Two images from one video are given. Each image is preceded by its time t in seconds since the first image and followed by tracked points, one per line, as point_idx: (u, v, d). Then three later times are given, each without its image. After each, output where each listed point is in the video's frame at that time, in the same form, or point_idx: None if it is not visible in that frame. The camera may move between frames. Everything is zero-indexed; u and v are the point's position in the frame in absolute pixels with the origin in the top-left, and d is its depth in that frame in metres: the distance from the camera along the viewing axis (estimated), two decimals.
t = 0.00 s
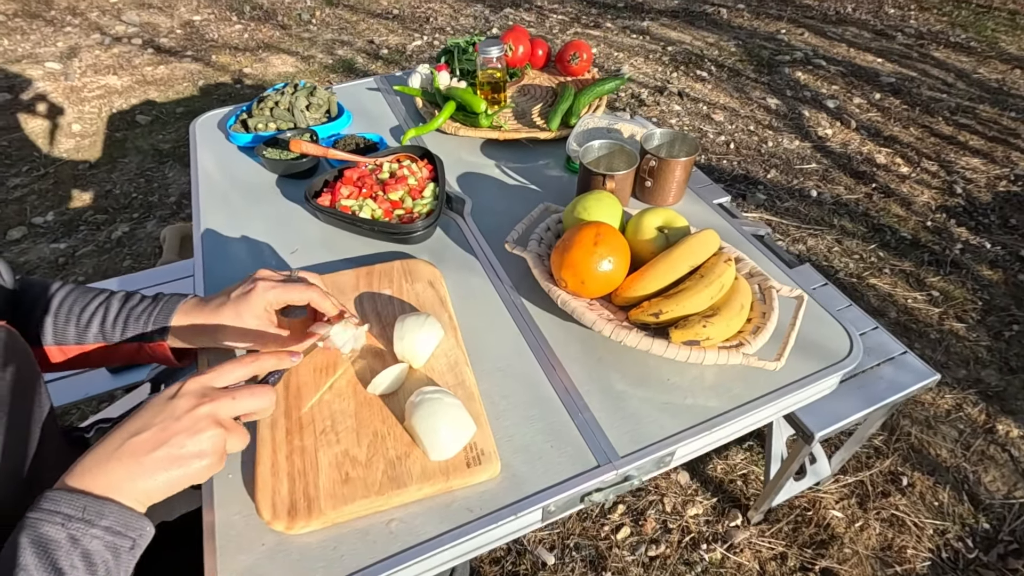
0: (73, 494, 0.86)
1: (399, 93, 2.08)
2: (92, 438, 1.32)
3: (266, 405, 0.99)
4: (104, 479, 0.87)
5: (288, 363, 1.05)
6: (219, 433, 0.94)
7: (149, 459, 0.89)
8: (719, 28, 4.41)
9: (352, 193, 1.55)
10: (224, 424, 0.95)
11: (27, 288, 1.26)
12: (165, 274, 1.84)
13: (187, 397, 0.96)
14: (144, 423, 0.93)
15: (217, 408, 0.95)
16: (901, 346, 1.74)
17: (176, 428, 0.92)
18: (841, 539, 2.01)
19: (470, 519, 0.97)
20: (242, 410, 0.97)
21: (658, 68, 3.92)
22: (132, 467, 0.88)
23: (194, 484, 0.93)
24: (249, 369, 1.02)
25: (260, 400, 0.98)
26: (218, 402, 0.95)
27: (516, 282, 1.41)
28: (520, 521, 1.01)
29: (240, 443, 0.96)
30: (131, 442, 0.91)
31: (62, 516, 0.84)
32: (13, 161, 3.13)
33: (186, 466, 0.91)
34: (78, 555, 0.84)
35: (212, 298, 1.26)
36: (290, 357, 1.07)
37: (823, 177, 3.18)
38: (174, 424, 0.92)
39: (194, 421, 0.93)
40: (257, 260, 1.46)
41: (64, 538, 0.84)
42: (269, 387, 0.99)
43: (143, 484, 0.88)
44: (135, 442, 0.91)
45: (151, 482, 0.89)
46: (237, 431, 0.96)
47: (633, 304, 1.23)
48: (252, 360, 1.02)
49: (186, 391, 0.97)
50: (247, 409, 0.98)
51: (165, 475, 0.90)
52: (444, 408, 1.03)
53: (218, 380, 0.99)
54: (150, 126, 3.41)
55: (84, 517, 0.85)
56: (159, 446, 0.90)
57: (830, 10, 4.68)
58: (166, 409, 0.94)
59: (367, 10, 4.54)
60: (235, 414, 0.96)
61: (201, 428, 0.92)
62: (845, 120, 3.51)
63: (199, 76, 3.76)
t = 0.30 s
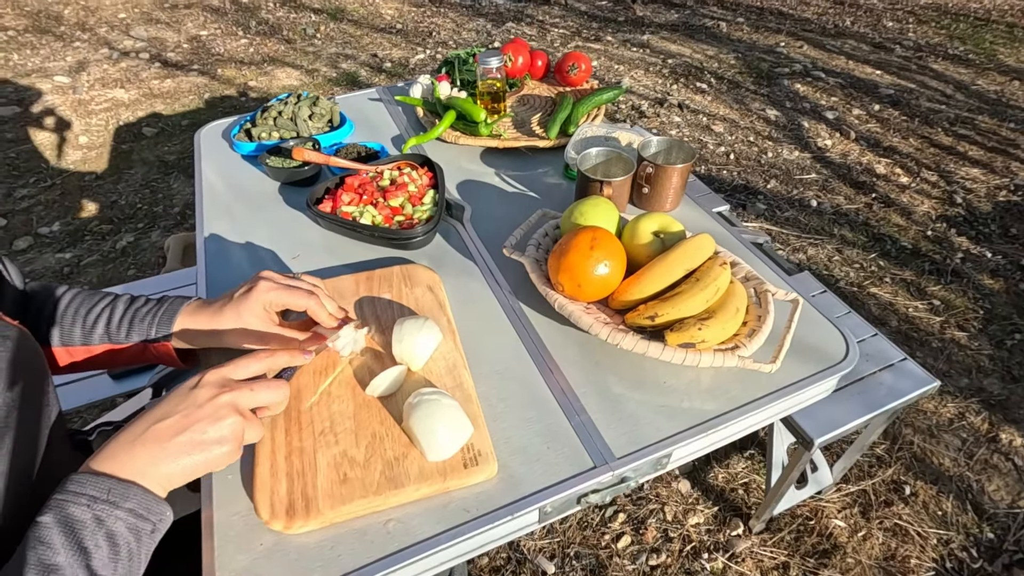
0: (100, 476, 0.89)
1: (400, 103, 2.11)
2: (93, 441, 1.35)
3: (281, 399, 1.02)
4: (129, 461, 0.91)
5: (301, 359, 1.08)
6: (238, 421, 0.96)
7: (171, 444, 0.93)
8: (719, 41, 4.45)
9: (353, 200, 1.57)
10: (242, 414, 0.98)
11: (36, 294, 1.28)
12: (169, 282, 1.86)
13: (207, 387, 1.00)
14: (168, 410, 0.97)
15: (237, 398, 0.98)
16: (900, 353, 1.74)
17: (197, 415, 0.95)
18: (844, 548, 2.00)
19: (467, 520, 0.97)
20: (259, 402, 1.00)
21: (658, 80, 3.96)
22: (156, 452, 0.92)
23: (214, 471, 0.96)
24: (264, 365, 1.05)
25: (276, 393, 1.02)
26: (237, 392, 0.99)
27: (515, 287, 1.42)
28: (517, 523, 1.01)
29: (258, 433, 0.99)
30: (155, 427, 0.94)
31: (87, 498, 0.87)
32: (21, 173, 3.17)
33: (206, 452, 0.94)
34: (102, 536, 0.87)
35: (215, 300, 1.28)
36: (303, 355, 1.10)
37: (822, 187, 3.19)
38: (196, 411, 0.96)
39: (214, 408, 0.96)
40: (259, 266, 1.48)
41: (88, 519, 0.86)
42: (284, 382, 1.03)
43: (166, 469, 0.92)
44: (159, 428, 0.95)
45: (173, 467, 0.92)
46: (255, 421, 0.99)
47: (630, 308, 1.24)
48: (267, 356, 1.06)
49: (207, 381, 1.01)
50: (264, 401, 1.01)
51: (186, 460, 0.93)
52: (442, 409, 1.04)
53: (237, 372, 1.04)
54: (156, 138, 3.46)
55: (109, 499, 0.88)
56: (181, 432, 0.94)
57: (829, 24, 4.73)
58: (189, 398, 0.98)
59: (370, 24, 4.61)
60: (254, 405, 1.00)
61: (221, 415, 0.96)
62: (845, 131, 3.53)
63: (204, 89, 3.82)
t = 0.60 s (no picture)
0: (79, 492, 0.88)
1: (400, 113, 2.14)
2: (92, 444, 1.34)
3: (267, 417, 1.02)
4: (110, 477, 0.90)
5: (288, 379, 1.09)
6: (221, 439, 0.96)
7: (153, 459, 0.92)
8: (717, 54, 4.50)
9: (351, 207, 1.59)
10: (225, 432, 0.97)
11: (39, 297, 1.29)
12: (169, 290, 1.87)
13: (193, 405, 1.00)
14: (152, 428, 0.96)
15: (221, 414, 0.98)
16: (898, 360, 1.74)
17: (181, 430, 0.95)
18: (845, 558, 1.98)
19: (461, 521, 0.98)
20: (244, 420, 1.00)
21: (657, 92, 3.99)
22: (137, 468, 0.91)
23: (195, 490, 0.94)
24: (250, 385, 1.06)
25: (261, 411, 1.01)
26: (222, 409, 0.99)
27: (511, 292, 1.43)
28: (510, 524, 1.01)
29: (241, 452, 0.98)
30: (138, 444, 0.94)
31: (65, 514, 0.86)
32: (26, 184, 3.20)
33: (188, 467, 0.92)
34: (79, 553, 0.85)
35: (211, 306, 1.28)
36: (291, 374, 1.11)
37: (821, 198, 3.20)
38: (180, 427, 0.96)
39: (197, 425, 0.96)
40: (258, 272, 1.49)
41: (66, 535, 0.85)
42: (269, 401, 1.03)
43: (146, 486, 0.90)
44: (142, 444, 0.94)
45: (153, 484, 0.90)
46: (238, 442, 0.98)
47: (624, 311, 1.24)
48: (254, 376, 1.07)
49: (193, 400, 1.01)
50: (247, 420, 1.00)
51: (166, 477, 0.91)
52: (436, 410, 1.04)
53: (223, 393, 1.04)
54: (160, 150, 3.50)
55: (87, 515, 0.87)
56: (163, 448, 0.93)
57: (826, 38, 4.78)
58: (174, 415, 0.98)
59: (373, 39, 4.67)
60: (238, 422, 0.99)
61: (204, 431, 0.95)
62: (843, 142, 3.55)
63: (208, 102, 3.87)
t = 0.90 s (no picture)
0: (59, 502, 0.86)
1: (399, 125, 2.17)
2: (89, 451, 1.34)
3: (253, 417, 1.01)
4: (90, 486, 0.88)
5: (276, 375, 1.07)
6: (206, 443, 0.95)
7: (137, 466, 0.91)
8: (714, 68, 4.55)
9: (350, 216, 1.60)
10: (211, 435, 0.97)
11: (36, 303, 1.30)
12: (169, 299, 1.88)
13: (177, 407, 0.98)
14: (133, 433, 0.95)
15: (206, 418, 0.97)
16: (894, 369, 1.74)
17: (164, 436, 0.94)
18: (845, 570, 1.97)
19: (455, 525, 0.98)
20: (230, 421, 0.99)
21: (655, 105, 4.03)
22: (119, 475, 0.90)
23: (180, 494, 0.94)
24: (236, 382, 1.05)
25: (247, 411, 1.01)
26: (207, 412, 0.98)
27: (507, 300, 1.45)
28: (504, 529, 1.02)
29: (228, 453, 0.98)
30: (120, 450, 0.93)
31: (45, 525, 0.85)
32: (30, 196, 3.23)
33: (173, 474, 0.92)
34: (58, 562, 0.84)
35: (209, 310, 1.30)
36: (280, 370, 1.08)
37: (818, 209, 3.22)
38: (163, 433, 0.94)
39: (182, 430, 0.95)
40: (256, 279, 1.51)
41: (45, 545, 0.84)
42: (256, 400, 1.02)
43: (130, 493, 0.90)
44: (124, 450, 0.93)
45: (137, 491, 0.90)
46: (224, 442, 0.98)
47: (618, 319, 1.26)
48: (240, 373, 1.05)
49: (176, 402, 0.99)
50: (234, 420, 1.00)
51: (151, 484, 0.91)
52: (430, 415, 1.05)
53: (208, 392, 1.03)
54: (162, 162, 3.53)
55: (67, 526, 0.85)
56: (147, 455, 0.92)
57: (822, 52, 4.84)
58: (156, 419, 0.97)
59: (375, 53, 4.73)
60: (223, 425, 0.98)
61: (189, 437, 0.94)
62: (839, 154, 3.58)
63: (211, 115, 3.91)
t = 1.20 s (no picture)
0: (86, 487, 0.90)
1: (398, 138, 2.20)
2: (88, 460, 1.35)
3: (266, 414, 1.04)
4: (113, 473, 0.91)
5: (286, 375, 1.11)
6: (222, 435, 0.98)
7: (156, 456, 0.94)
8: (711, 82, 4.60)
9: (348, 227, 1.62)
10: (226, 429, 1.00)
11: (38, 312, 1.31)
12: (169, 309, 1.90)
13: (194, 402, 1.02)
14: (154, 424, 0.98)
15: (221, 412, 1.00)
16: (888, 380, 1.75)
17: (183, 428, 0.97)
18: None
19: (448, 533, 0.99)
20: (244, 417, 1.02)
21: (653, 119, 4.07)
22: (140, 464, 0.93)
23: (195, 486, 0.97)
24: (247, 382, 1.08)
25: (259, 408, 1.04)
26: (222, 406, 1.01)
27: (503, 311, 1.46)
28: (498, 537, 1.02)
29: (241, 449, 1.00)
30: (141, 440, 0.96)
31: (70, 509, 0.87)
32: (32, 208, 3.26)
33: (191, 465, 0.95)
34: (83, 546, 0.87)
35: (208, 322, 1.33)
36: (290, 371, 1.12)
37: (815, 221, 3.24)
38: (181, 424, 0.97)
39: (199, 422, 0.98)
40: (255, 290, 1.52)
41: (70, 530, 0.87)
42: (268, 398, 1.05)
43: (149, 482, 0.92)
44: (144, 440, 0.96)
45: (156, 480, 0.93)
46: (239, 437, 1.01)
47: (611, 328, 1.27)
48: (252, 373, 1.08)
49: (193, 396, 1.03)
50: (248, 416, 1.03)
51: (169, 474, 0.93)
52: (425, 424, 1.06)
53: (222, 388, 1.06)
54: (164, 175, 3.56)
55: (91, 510, 0.88)
56: (166, 445, 0.95)
57: (818, 66, 4.89)
58: (175, 412, 1.00)
59: (375, 67, 4.79)
60: (238, 419, 1.01)
61: (206, 429, 0.97)
62: (835, 167, 3.61)
63: (213, 128, 3.95)
